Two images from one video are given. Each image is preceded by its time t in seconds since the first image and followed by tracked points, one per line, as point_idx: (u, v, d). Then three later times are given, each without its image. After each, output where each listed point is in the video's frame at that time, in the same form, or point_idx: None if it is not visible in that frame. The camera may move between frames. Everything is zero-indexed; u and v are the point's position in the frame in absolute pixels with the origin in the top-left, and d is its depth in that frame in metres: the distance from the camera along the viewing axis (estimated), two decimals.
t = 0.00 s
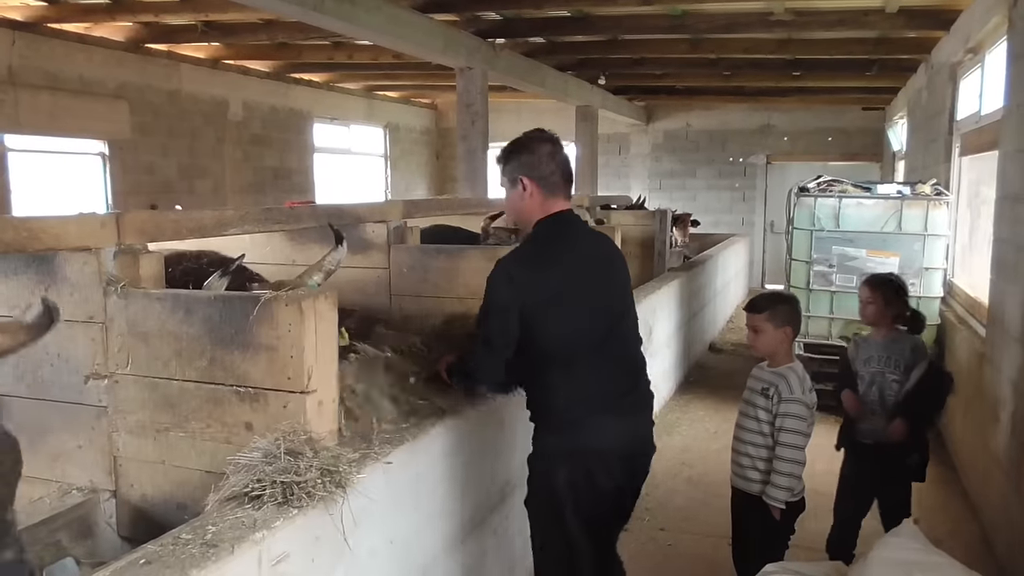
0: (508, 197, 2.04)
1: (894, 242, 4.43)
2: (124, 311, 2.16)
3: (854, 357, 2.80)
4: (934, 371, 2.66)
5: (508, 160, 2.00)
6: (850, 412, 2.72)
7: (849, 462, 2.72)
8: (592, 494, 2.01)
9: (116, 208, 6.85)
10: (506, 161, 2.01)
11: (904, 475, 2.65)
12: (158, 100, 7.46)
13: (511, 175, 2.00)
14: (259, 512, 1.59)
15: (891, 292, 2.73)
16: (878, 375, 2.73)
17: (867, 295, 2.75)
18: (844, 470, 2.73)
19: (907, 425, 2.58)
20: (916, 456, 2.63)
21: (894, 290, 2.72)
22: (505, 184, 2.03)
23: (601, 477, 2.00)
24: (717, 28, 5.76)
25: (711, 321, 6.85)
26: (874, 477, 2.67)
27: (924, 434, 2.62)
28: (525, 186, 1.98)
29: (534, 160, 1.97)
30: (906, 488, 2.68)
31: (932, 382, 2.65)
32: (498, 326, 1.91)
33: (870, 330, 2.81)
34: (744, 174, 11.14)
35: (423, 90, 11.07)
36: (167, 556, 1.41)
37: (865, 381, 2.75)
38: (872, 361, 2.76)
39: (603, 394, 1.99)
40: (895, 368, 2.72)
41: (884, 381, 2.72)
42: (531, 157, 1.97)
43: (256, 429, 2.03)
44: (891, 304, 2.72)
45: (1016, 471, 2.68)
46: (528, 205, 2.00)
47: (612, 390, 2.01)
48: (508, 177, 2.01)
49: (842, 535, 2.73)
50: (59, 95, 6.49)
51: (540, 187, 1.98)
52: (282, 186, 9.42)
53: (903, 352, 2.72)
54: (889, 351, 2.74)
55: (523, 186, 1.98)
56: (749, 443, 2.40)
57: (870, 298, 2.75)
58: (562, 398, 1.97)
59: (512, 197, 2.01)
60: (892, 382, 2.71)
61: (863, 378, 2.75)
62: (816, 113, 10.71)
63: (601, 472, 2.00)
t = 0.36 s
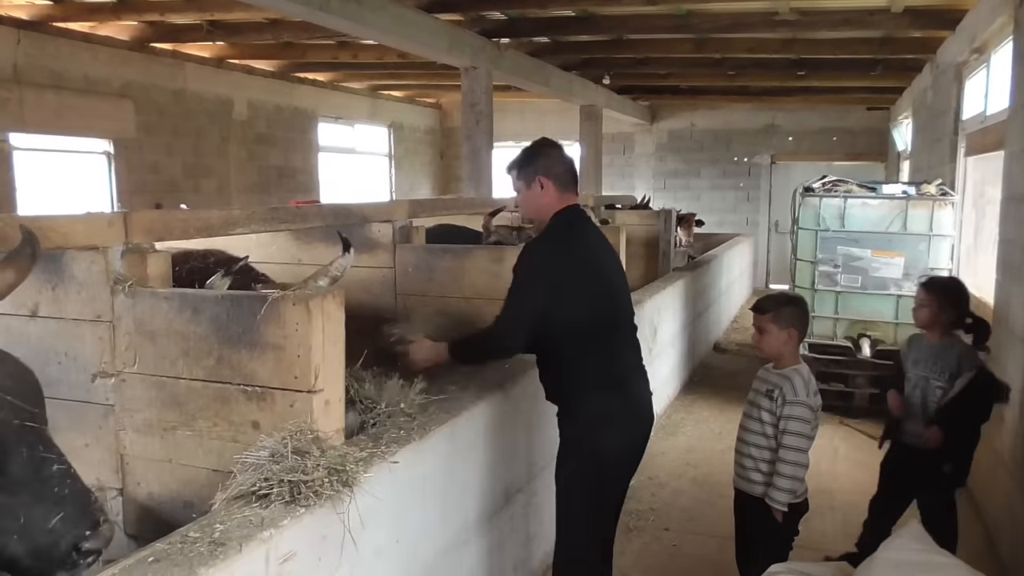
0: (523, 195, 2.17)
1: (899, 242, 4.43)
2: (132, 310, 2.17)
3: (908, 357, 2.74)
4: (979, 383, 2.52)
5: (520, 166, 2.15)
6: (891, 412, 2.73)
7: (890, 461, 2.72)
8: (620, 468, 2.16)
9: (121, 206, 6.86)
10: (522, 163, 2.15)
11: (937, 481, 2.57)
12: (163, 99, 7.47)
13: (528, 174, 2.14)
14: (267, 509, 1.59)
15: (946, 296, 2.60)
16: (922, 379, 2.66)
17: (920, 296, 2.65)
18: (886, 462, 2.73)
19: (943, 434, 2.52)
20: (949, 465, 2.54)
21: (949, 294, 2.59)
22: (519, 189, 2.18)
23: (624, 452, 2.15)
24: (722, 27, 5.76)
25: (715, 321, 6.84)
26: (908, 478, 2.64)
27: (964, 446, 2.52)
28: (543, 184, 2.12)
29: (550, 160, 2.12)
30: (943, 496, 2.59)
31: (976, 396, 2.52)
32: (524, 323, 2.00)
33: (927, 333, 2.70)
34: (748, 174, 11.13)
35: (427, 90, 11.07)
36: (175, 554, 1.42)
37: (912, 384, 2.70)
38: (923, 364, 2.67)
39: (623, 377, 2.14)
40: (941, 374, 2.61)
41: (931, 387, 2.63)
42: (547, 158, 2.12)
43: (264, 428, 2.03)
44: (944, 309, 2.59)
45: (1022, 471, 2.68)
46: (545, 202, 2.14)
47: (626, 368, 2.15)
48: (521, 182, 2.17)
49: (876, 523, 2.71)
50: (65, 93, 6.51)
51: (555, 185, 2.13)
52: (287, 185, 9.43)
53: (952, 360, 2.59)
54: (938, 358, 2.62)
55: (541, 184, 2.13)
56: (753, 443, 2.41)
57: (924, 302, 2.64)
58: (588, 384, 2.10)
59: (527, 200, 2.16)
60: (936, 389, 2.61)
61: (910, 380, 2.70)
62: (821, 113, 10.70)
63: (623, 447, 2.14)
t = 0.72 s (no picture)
0: (535, 190, 2.17)
1: (908, 242, 4.41)
2: (142, 309, 2.18)
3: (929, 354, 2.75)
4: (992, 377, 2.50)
5: (525, 164, 2.16)
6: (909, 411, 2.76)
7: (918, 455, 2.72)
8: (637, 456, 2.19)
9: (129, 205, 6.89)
10: (530, 159, 2.15)
11: (950, 479, 2.52)
12: (171, 98, 7.49)
13: (539, 169, 2.14)
14: (276, 508, 1.60)
15: (961, 294, 2.60)
16: (937, 375, 2.67)
17: (934, 294, 2.66)
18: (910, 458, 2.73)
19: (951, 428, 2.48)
20: (960, 460, 2.49)
21: (963, 292, 2.59)
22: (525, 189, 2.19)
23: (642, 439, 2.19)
24: (730, 26, 5.74)
25: (723, 320, 6.83)
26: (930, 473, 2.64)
27: (977, 441, 2.48)
28: (554, 176, 2.14)
29: (559, 153, 2.13)
30: (955, 496, 2.53)
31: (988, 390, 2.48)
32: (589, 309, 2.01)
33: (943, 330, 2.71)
34: (756, 173, 11.10)
35: (434, 88, 11.07)
36: (185, 552, 1.42)
37: (929, 381, 2.71)
38: (939, 360, 2.67)
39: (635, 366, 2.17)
40: (955, 369, 2.60)
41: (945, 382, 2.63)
42: (555, 151, 2.13)
43: (272, 427, 2.04)
44: (958, 306, 2.59)
45: None
46: (558, 194, 2.15)
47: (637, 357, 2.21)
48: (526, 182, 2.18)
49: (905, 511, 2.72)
50: (73, 92, 6.53)
51: (565, 177, 2.14)
52: (294, 184, 9.44)
53: (965, 355, 2.59)
54: (953, 354, 2.62)
55: (553, 177, 2.14)
56: (759, 445, 2.40)
57: (938, 300, 2.64)
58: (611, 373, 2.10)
59: (535, 200, 2.18)
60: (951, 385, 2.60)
61: (929, 376, 2.71)
62: (829, 112, 10.66)
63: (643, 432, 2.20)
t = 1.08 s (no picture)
0: (565, 182, 2.11)
1: (916, 241, 4.39)
2: (149, 307, 2.18)
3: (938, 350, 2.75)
4: (997, 366, 2.46)
5: (555, 155, 2.08)
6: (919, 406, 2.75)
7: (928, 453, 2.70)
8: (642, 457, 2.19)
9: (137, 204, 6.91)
10: (564, 149, 2.08)
11: (954, 469, 2.53)
12: (178, 97, 7.51)
13: (575, 160, 2.09)
14: (284, 507, 1.60)
15: (967, 288, 2.61)
16: (944, 369, 2.67)
17: (941, 290, 2.67)
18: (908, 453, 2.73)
19: (956, 416, 2.48)
20: (967, 448, 2.49)
21: (969, 286, 2.60)
22: (550, 184, 2.11)
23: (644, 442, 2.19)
24: (738, 25, 5.72)
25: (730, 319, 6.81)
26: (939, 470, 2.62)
27: (981, 430, 2.47)
28: (585, 167, 2.12)
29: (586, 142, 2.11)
30: (959, 485, 2.54)
31: (993, 378, 2.45)
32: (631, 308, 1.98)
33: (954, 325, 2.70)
34: (763, 172, 11.07)
35: (441, 87, 11.08)
36: (192, 551, 1.42)
37: (938, 376, 2.71)
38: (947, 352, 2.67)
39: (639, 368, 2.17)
40: (961, 361, 2.59)
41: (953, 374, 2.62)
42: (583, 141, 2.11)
43: (280, 425, 2.04)
44: (964, 299, 2.59)
45: None
46: (586, 185, 2.14)
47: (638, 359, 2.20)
48: (552, 175, 2.10)
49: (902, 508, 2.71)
50: (81, 92, 6.55)
51: (590, 167, 2.14)
52: (301, 183, 9.46)
53: (971, 347, 2.58)
54: (960, 347, 2.61)
55: (584, 168, 2.11)
56: (771, 447, 2.39)
57: (945, 294, 2.64)
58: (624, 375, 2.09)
59: (564, 193, 2.12)
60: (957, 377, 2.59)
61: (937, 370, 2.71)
62: (837, 110, 10.62)
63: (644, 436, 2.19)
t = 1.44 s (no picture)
0: (590, 179, 2.02)
1: (922, 238, 4.38)
2: (154, 306, 2.19)
3: (942, 349, 2.74)
4: (1010, 368, 2.45)
5: (586, 148, 2.00)
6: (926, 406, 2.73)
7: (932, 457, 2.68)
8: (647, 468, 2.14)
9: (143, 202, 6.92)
10: (596, 145, 2.01)
11: (967, 468, 2.53)
12: (183, 95, 7.52)
13: (604, 159, 2.02)
14: (290, 506, 1.60)
15: (978, 290, 2.57)
16: (953, 368, 2.66)
17: (951, 290, 2.62)
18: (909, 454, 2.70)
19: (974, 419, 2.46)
20: (981, 450, 2.49)
21: (980, 288, 2.57)
22: (573, 177, 2.03)
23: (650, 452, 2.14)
24: (743, 22, 5.70)
25: (735, 317, 6.80)
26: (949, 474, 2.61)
27: (995, 431, 2.47)
28: (611, 170, 2.05)
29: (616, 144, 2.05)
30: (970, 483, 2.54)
31: (1007, 379, 2.44)
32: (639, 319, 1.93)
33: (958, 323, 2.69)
34: (768, 169, 11.04)
35: (446, 84, 11.07)
36: (198, 551, 1.43)
37: (943, 373, 2.70)
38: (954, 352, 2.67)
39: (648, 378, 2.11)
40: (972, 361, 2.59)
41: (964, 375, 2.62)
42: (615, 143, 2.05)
43: (285, 424, 2.05)
44: (974, 302, 2.57)
45: None
46: (609, 189, 2.06)
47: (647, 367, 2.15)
48: (576, 168, 2.02)
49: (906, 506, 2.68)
50: (87, 90, 6.56)
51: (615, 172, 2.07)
52: (306, 181, 9.47)
53: (983, 348, 2.57)
54: (969, 346, 2.60)
55: (610, 170, 2.04)
56: (779, 446, 2.39)
57: (955, 296, 2.61)
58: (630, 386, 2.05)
59: (584, 191, 2.03)
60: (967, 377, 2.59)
61: (942, 369, 2.70)
62: (843, 107, 10.58)
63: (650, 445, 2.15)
